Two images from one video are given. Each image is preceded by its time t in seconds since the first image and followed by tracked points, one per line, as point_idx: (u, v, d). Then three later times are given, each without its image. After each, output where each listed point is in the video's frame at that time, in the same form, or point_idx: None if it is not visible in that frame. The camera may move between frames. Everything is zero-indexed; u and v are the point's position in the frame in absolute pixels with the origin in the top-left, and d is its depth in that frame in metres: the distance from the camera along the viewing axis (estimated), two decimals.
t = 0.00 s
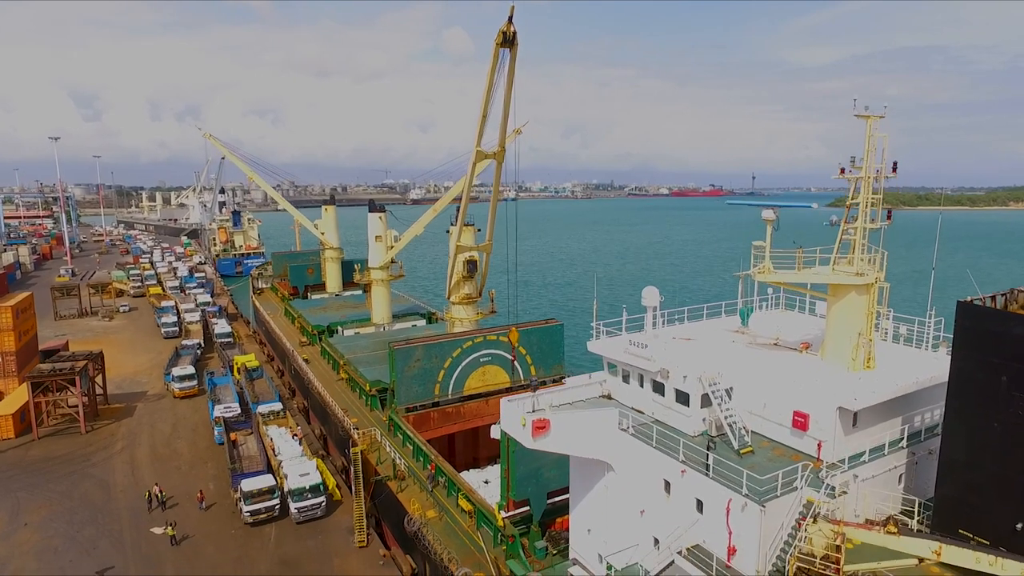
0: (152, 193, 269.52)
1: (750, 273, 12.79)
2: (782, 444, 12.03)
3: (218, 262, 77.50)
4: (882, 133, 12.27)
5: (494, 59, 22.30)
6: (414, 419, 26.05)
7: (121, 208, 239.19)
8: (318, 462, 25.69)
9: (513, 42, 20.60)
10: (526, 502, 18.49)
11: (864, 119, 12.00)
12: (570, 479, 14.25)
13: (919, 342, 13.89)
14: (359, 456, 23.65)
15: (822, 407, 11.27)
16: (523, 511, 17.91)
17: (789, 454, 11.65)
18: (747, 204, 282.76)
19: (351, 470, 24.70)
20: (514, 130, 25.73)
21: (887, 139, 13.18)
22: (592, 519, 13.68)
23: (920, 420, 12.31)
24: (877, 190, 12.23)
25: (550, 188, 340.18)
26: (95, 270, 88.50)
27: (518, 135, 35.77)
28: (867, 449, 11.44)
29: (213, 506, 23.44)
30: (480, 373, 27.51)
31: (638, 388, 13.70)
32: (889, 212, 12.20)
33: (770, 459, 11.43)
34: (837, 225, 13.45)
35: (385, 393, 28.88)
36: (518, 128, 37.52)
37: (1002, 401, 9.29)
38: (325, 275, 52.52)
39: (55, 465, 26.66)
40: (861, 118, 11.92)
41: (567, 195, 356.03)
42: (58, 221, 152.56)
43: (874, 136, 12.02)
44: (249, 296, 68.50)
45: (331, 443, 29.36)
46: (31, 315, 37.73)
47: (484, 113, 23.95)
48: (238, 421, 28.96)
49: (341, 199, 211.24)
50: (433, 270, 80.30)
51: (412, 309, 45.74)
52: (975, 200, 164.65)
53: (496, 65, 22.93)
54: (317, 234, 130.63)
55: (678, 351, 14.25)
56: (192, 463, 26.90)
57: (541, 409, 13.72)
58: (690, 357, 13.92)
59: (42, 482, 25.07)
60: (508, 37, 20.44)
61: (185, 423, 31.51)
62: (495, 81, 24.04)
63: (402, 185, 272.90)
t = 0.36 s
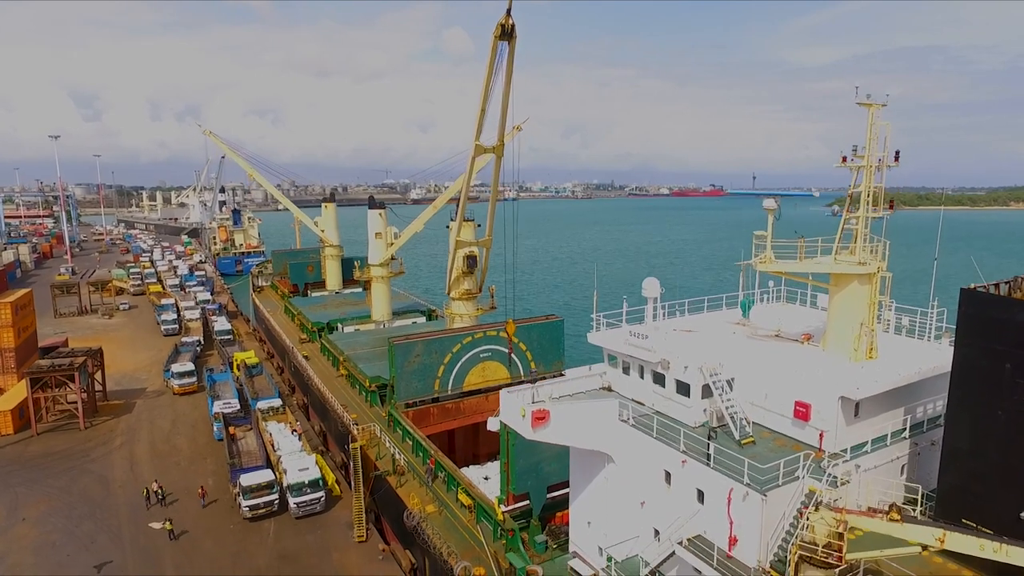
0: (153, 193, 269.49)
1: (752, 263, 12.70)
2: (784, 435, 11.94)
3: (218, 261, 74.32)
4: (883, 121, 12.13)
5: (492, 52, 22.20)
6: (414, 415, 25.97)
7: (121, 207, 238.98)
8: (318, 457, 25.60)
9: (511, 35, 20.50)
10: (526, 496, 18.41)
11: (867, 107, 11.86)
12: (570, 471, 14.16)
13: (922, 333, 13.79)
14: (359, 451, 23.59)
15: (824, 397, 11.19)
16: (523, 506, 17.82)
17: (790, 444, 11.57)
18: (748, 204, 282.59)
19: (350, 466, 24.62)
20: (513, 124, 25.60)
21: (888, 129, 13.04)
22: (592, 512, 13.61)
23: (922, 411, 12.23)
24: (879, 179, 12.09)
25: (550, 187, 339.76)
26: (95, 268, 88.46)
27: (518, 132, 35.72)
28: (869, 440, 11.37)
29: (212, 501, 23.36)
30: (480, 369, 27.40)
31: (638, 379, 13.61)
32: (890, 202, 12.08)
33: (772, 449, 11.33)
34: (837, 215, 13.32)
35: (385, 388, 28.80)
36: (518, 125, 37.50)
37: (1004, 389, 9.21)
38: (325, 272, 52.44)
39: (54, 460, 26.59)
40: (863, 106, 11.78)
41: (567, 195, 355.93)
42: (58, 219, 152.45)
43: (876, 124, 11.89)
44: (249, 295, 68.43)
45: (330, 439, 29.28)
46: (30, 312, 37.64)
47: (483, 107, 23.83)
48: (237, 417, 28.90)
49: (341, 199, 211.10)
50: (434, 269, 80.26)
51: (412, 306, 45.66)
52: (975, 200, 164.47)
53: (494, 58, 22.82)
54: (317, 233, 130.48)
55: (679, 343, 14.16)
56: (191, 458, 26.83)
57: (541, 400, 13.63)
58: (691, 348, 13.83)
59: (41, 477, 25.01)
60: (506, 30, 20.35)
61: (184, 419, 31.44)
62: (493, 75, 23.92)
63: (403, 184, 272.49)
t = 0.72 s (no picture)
0: (153, 192, 269.69)
1: (754, 250, 12.60)
2: (787, 423, 11.82)
3: (217, 259, 74.51)
4: (887, 106, 12.01)
5: (490, 42, 22.13)
6: (414, 409, 25.90)
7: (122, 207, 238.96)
8: (317, 451, 25.48)
9: (509, 26, 20.43)
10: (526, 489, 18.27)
11: (869, 92, 11.76)
12: (570, 460, 14.04)
13: (925, 321, 13.67)
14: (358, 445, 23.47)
15: (826, 383, 11.10)
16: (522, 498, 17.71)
17: (792, 432, 11.46)
18: (748, 204, 282.38)
19: (350, 460, 24.52)
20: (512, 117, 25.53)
21: (890, 114, 12.91)
22: (592, 502, 13.51)
23: (926, 399, 12.12)
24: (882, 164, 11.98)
25: (551, 187, 339.30)
26: (95, 267, 88.44)
27: (518, 127, 35.61)
28: (872, 427, 11.25)
29: (211, 495, 23.24)
30: (480, 363, 27.27)
31: (640, 368, 13.49)
32: (893, 188, 11.97)
33: (774, 436, 11.23)
34: (840, 202, 13.19)
35: (385, 383, 28.70)
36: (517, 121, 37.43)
37: (1010, 373, 9.09)
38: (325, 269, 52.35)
39: (52, 455, 26.49)
40: (865, 91, 11.68)
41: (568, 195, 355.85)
42: (59, 218, 152.56)
43: (880, 109, 11.79)
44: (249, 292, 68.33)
45: (330, 434, 29.15)
46: (29, 308, 37.55)
47: (481, 99, 23.73)
48: (236, 411, 28.82)
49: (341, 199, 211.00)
50: (434, 267, 80.16)
51: (412, 302, 45.55)
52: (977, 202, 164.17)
53: (491, 50, 22.76)
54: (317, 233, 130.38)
55: (680, 331, 14.03)
56: (190, 453, 26.72)
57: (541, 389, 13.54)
58: (692, 336, 13.72)
59: (38, 471, 24.92)
60: (504, 21, 20.26)
61: (183, 414, 31.35)
62: (491, 67, 23.82)
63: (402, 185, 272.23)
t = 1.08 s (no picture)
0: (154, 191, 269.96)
1: (755, 234, 12.52)
2: (788, 408, 11.75)
3: (219, 257, 74.80)
4: (888, 90, 11.93)
5: (488, 33, 22.05)
6: (414, 403, 25.83)
7: (122, 206, 238.73)
8: (317, 445, 25.42)
9: (506, 16, 20.35)
10: (526, 480, 18.17)
11: (872, 75, 11.66)
12: (570, 448, 13.96)
13: (927, 308, 13.60)
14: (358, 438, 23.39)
15: (828, 366, 11.04)
16: (522, 490, 17.66)
17: (794, 417, 11.39)
18: (748, 204, 282.25)
19: (349, 453, 24.44)
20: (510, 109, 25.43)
21: (892, 99, 12.82)
22: (592, 490, 13.45)
23: (928, 386, 12.04)
24: (884, 148, 11.89)
25: (551, 187, 339.30)
26: (95, 265, 88.30)
27: (518, 122, 35.56)
28: (874, 412, 11.17)
29: (210, 488, 23.17)
30: (480, 357, 27.19)
31: (640, 355, 13.42)
32: (895, 173, 11.88)
33: (775, 421, 11.16)
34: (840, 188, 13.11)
35: (385, 377, 28.62)
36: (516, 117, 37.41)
37: (1012, 354, 9.02)
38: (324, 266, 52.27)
39: (51, 448, 26.44)
40: (868, 75, 11.59)
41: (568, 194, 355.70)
42: (58, 217, 152.43)
43: (881, 92, 11.70)
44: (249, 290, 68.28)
45: (329, 428, 29.08)
46: (28, 303, 37.48)
47: (479, 91, 23.64)
48: (235, 406, 28.76)
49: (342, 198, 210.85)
50: (434, 265, 80.11)
51: (412, 299, 45.47)
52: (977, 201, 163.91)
53: (489, 41, 22.67)
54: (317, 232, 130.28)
55: (681, 318, 13.95)
56: (189, 447, 26.65)
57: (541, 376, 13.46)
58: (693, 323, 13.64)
59: (37, 465, 24.85)
60: (502, 11, 20.18)
61: (183, 409, 31.29)
62: (488, 58, 23.73)
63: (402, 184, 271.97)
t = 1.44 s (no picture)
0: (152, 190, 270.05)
1: (754, 217, 12.44)
2: (787, 390, 11.73)
3: (217, 255, 74.06)
4: (888, 71, 11.89)
5: (483, 22, 21.99)
6: (412, 395, 25.80)
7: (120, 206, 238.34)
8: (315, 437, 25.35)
9: (501, 5, 20.32)
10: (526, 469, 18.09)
11: (870, 56, 11.62)
12: (569, 433, 13.92)
13: (926, 292, 13.55)
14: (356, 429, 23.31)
15: (828, 347, 11.03)
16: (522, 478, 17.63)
17: (793, 398, 11.37)
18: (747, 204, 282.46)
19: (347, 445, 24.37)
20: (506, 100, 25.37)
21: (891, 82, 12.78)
22: (592, 475, 13.40)
23: (928, 368, 12.02)
24: (883, 130, 11.85)
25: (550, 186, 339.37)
26: (93, 263, 88.09)
27: (516, 116, 35.56)
28: (873, 393, 11.15)
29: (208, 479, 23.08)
30: (479, 349, 27.14)
31: (639, 340, 13.38)
32: (894, 155, 11.86)
33: (775, 400, 11.10)
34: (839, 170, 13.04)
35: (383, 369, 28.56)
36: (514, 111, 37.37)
37: (1012, 331, 8.99)
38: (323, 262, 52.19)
39: (48, 441, 26.35)
40: (867, 55, 11.55)
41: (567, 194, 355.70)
42: (57, 216, 152.09)
43: (880, 73, 11.66)
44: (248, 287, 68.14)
45: (328, 421, 29.02)
46: (26, 298, 37.36)
47: (475, 81, 23.62)
48: (233, 398, 28.69)
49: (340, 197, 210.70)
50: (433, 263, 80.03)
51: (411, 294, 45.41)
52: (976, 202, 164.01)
53: (484, 31, 22.66)
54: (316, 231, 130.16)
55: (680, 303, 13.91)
56: (187, 439, 26.58)
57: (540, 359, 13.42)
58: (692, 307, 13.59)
59: (34, 457, 24.75)
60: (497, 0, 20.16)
61: (181, 402, 31.21)
62: (484, 49, 23.70)
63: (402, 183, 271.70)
